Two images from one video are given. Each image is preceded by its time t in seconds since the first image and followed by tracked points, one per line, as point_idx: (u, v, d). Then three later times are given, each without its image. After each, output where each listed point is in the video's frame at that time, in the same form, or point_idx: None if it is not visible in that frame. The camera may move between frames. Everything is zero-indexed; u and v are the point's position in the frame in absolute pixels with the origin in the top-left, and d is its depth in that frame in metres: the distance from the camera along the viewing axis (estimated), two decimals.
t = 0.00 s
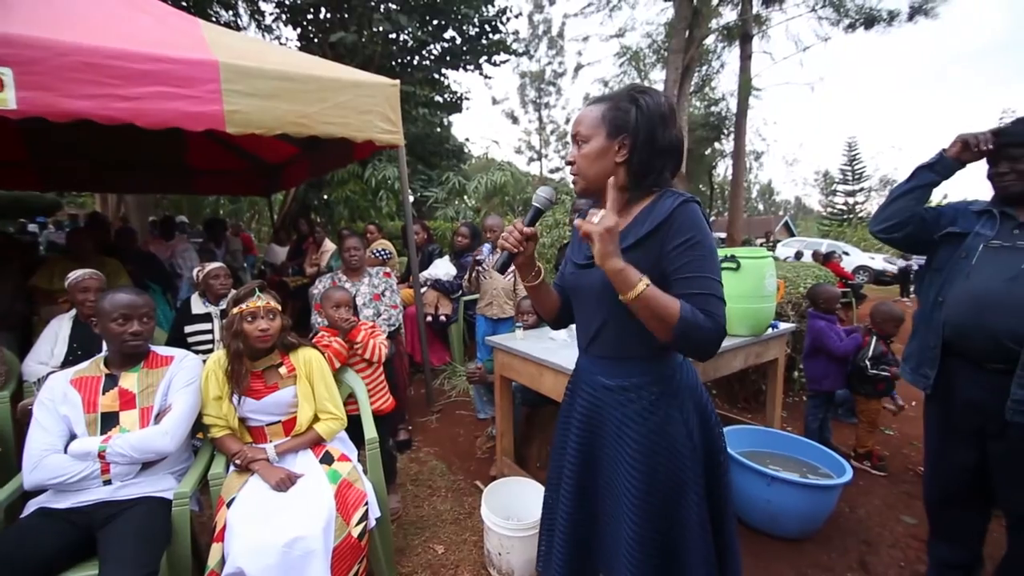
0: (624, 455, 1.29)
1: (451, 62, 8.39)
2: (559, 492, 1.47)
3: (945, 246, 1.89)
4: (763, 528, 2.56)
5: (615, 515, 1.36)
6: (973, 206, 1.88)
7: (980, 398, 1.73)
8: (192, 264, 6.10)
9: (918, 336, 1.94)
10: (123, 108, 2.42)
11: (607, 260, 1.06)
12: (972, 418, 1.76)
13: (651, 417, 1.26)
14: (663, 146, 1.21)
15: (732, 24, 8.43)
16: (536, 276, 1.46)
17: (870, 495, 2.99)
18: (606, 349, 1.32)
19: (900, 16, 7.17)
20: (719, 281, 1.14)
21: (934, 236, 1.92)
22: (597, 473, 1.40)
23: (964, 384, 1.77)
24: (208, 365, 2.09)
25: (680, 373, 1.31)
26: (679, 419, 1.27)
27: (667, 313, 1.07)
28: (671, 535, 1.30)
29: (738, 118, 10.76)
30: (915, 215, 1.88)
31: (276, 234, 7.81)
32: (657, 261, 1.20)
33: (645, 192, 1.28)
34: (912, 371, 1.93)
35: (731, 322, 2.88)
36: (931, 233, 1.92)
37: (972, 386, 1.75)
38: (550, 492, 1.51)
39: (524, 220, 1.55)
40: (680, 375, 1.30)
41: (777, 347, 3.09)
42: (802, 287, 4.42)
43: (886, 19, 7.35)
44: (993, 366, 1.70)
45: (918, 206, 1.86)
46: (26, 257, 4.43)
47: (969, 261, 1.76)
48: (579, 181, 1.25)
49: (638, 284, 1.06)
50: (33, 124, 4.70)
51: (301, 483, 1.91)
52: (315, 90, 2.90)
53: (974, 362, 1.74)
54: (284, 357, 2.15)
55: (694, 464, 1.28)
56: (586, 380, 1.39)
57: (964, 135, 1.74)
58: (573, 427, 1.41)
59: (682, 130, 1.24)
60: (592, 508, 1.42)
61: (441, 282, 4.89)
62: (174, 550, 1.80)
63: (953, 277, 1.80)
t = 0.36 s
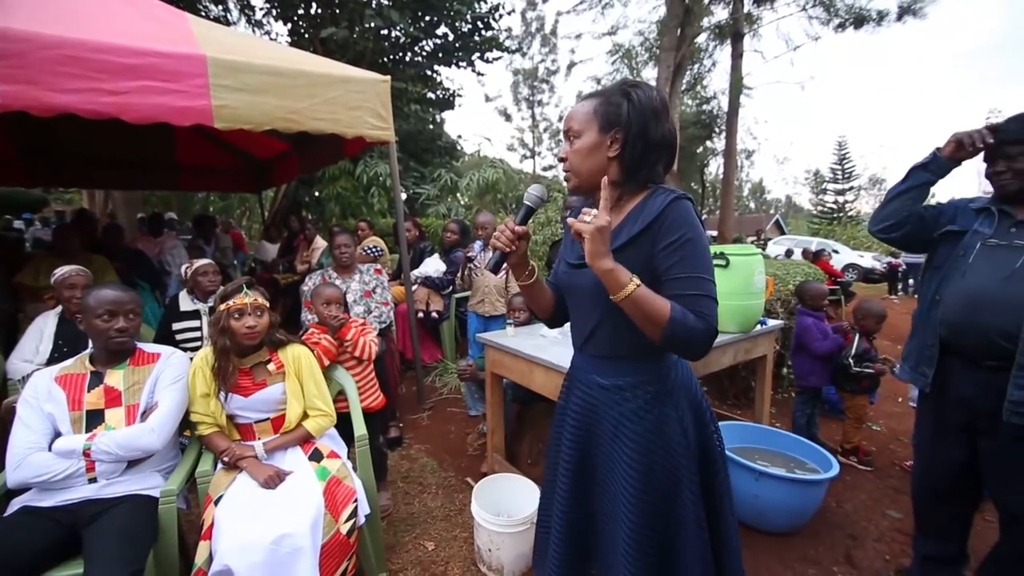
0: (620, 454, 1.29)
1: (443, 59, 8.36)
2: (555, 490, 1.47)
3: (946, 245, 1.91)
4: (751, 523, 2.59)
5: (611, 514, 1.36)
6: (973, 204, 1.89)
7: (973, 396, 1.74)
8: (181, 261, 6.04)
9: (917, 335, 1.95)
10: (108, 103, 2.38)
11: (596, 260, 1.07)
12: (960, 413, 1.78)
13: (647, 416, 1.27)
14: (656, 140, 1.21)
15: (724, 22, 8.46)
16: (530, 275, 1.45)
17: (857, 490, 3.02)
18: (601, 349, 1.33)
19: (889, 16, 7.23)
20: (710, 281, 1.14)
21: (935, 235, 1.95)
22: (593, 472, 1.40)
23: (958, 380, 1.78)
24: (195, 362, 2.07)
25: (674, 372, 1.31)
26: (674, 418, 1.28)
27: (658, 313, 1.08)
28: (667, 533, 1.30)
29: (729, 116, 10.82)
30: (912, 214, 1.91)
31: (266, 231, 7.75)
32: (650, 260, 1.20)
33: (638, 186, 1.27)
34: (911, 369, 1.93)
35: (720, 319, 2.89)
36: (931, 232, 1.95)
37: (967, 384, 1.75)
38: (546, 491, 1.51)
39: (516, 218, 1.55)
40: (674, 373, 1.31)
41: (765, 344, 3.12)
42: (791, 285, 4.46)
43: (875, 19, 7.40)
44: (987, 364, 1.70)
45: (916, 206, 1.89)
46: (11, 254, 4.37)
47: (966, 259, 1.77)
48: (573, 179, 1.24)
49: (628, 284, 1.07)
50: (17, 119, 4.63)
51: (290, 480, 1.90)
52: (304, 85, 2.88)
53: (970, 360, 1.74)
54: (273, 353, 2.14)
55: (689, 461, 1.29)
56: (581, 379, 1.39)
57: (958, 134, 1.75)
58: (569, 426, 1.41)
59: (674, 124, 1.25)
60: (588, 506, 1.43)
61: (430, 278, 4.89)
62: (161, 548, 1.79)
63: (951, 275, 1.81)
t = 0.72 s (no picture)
0: (611, 448, 1.29)
1: (444, 54, 8.34)
2: (548, 482, 1.48)
3: (950, 244, 1.91)
4: (747, 519, 2.59)
5: (602, 506, 1.37)
6: (978, 202, 1.89)
7: (972, 394, 1.74)
8: (181, 255, 6.04)
9: (923, 337, 1.96)
10: (107, 94, 2.37)
11: (580, 259, 1.06)
12: (958, 411, 1.78)
13: (639, 410, 1.27)
14: (661, 136, 1.21)
15: (726, 20, 8.43)
16: (528, 265, 1.44)
17: (854, 488, 3.03)
18: (595, 342, 1.33)
19: (892, 15, 7.21)
20: (703, 274, 1.13)
21: (939, 234, 1.95)
22: (585, 464, 1.41)
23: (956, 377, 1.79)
24: (193, 354, 2.07)
25: (668, 367, 1.31)
26: (666, 412, 1.28)
27: (649, 307, 1.07)
28: (657, 527, 1.31)
29: (731, 114, 10.79)
30: (914, 218, 1.92)
31: (266, 225, 7.75)
32: (647, 251, 1.20)
33: (639, 178, 1.27)
34: (919, 373, 1.93)
35: (719, 315, 2.89)
36: (934, 232, 1.96)
37: (965, 381, 1.76)
38: (540, 482, 1.52)
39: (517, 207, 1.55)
40: (667, 368, 1.31)
41: (763, 341, 3.12)
42: (790, 282, 4.46)
43: (878, 17, 7.38)
44: (985, 363, 1.70)
45: (916, 208, 1.90)
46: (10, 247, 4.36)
47: (967, 259, 1.78)
48: (574, 165, 1.26)
49: (615, 279, 1.06)
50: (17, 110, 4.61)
51: (287, 472, 1.91)
52: (304, 79, 2.87)
53: (968, 358, 1.75)
54: (271, 346, 2.15)
55: (680, 456, 1.29)
56: (576, 372, 1.39)
57: (962, 141, 1.75)
58: (561, 418, 1.42)
59: (682, 121, 1.24)
60: (580, 498, 1.43)
61: (428, 273, 4.89)
62: (158, 539, 1.79)
63: (952, 274, 1.83)
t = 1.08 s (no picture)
0: (606, 447, 1.30)
1: (457, 56, 8.38)
2: (542, 478, 1.49)
3: (948, 256, 1.90)
4: (746, 528, 2.58)
5: (595, 505, 1.37)
6: (976, 215, 1.89)
7: (971, 408, 1.73)
8: (190, 247, 6.09)
9: (915, 346, 1.94)
10: (123, 86, 2.41)
11: (591, 169, 1.00)
12: (960, 426, 1.77)
13: (636, 411, 1.28)
14: (672, 140, 1.21)
15: (740, 28, 8.41)
16: (536, 262, 1.47)
17: (855, 502, 3.01)
18: (597, 340, 1.33)
19: (907, 27, 7.17)
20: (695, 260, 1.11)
21: (936, 245, 1.94)
22: (580, 462, 1.41)
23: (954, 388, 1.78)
24: (198, 345, 2.10)
25: (669, 371, 1.31)
26: (663, 416, 1.28)
27: (638, 246, 0.99)
28: (647, 530, 1.31)
29: (742, 123, 10.76)
30: (915, 225, 1.90)
31: (276, 221, 7.81)
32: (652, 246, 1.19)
33: (650, 184, 1.28)
34: (908, 384, 1.92)
35: (723, 322, 2.89)
36: (932, 242, 1.95)
37: (964, 395, 1.75)
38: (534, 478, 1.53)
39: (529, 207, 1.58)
40: (668, 372, 1.31)
41: (768, 350, 3.11)
42: (797, 293, 4.45)
43: (893, 29, 7.35)
44: (987, 377, 1.69)
45: (918, 217, 1.89)
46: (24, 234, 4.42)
47: (969, 271, 1.77)
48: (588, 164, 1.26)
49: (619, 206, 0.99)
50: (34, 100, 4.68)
51: (288, 464, 1.92)
52: (317, 76, 2.90)
53: (967, 371, 1.75)
54: (276, 341, 2.16)
55: (676, 461, 1.29)
56: (576, 369, 1.40)
57: (964, 148, 1.75)
58: (559, 415, 1.43)
59: (693, 125, 1.25)
60: (573, 496, 1.43)
61: (434, 273, 4.91)
62: (158, 526, 1.81)
63: (951, 285, 1.82)
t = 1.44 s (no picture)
0: (623, 440, 1.31)
1: (475, 53, 8.41)
2: (558, 470, 1.50)
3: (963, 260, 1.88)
4: (759, 528, 2.58)
5: (610, 497, 1.38)
6: (990, 218, 1.86)
7: (988, 413, 1.71)
8: (211, 240, 6.20)
9: (931, 350, 1.91)
10: (151, 80, 2.47)
11: (626, 134, 1.00)
12: (977, 431, 1.75)
13: (653, 404, 1.29)
14: (685, 133, 1.23)
15: (762, 26, 8.30)
16: (560, 273, 1.51)
17: (871, 506, 2.97)
18: (614, 334, 1.35)
19: (935, 25, 7.02)
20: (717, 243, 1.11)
21: (951, 249, 1.92)
22: (595, 455, 1.43)
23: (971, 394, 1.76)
24: (222, 333, 2.15)
25: (686, 366, 1.32)
26: (680, 410, 1.30)
27: (665, 215, 0.98)
28: (662, 522, 1.32)
29: (762, 122, 10.63)
30: (927, 229, 1.88)
31: (295, 215, 7.91)
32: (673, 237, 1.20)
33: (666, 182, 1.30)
34: (925, 388, 1.89)
35: (739, 322, 2.88)
36: (945, 245, 1.93)
37: (978, 397, 1.74)
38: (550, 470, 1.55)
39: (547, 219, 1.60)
40: (686, 368, 1.32)
41: (785, 351, 3.08)
42: (815, 295, 4.40)
43: (920, 27, 7.21)
44: (1000, 380, 1.68)
45: (931, 219, 1.87)
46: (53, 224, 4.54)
47: (983, 274, 1.75)
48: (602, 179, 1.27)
49: (649, 173, 0.98)
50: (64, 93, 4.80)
51: (305, 451, 1.96)
52: (337, 71, 2.94)
53: (982, 374, 1.73)
54: (297, 330, 2.21)
55: (692, 455, 1.30)
56: (593, 363, 1.42)
57: (977, 151, 1.73)
58: (576, 408, 1.44)
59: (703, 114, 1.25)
60: (588, 488, 1.45)
61: (451, 268, 4.94)
62: (181, 506, 1.87)
63: (966, 288, 1.80)
